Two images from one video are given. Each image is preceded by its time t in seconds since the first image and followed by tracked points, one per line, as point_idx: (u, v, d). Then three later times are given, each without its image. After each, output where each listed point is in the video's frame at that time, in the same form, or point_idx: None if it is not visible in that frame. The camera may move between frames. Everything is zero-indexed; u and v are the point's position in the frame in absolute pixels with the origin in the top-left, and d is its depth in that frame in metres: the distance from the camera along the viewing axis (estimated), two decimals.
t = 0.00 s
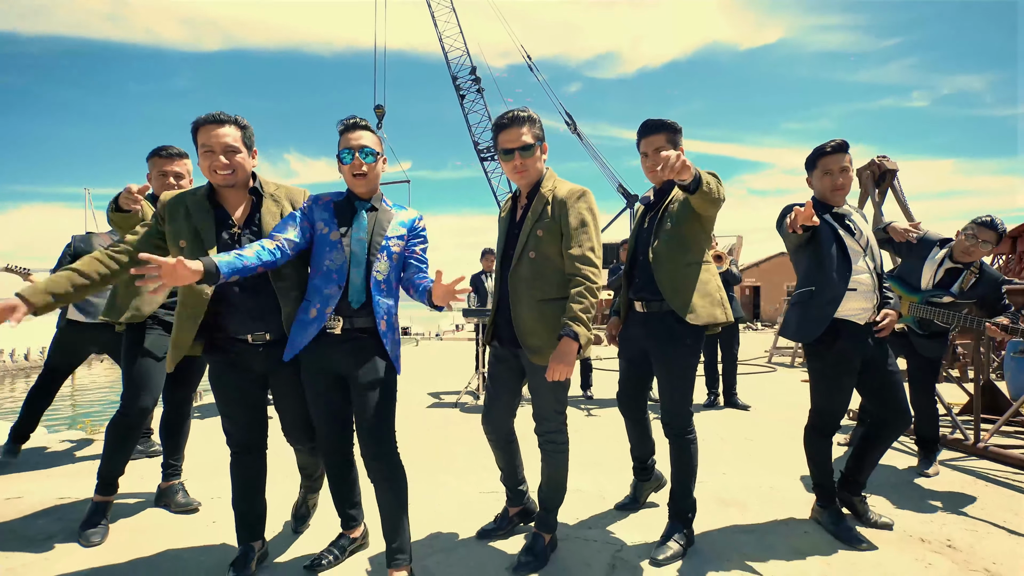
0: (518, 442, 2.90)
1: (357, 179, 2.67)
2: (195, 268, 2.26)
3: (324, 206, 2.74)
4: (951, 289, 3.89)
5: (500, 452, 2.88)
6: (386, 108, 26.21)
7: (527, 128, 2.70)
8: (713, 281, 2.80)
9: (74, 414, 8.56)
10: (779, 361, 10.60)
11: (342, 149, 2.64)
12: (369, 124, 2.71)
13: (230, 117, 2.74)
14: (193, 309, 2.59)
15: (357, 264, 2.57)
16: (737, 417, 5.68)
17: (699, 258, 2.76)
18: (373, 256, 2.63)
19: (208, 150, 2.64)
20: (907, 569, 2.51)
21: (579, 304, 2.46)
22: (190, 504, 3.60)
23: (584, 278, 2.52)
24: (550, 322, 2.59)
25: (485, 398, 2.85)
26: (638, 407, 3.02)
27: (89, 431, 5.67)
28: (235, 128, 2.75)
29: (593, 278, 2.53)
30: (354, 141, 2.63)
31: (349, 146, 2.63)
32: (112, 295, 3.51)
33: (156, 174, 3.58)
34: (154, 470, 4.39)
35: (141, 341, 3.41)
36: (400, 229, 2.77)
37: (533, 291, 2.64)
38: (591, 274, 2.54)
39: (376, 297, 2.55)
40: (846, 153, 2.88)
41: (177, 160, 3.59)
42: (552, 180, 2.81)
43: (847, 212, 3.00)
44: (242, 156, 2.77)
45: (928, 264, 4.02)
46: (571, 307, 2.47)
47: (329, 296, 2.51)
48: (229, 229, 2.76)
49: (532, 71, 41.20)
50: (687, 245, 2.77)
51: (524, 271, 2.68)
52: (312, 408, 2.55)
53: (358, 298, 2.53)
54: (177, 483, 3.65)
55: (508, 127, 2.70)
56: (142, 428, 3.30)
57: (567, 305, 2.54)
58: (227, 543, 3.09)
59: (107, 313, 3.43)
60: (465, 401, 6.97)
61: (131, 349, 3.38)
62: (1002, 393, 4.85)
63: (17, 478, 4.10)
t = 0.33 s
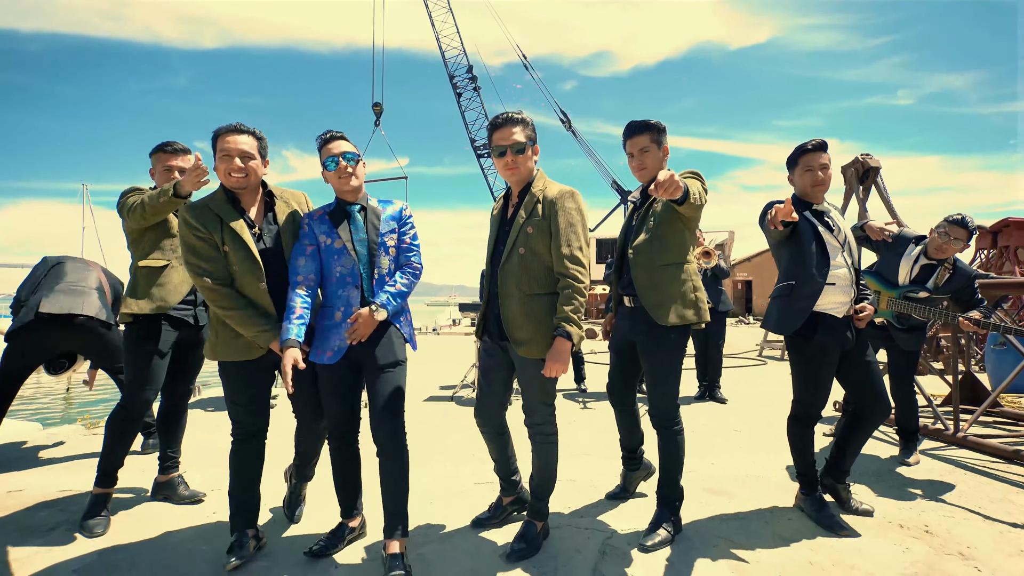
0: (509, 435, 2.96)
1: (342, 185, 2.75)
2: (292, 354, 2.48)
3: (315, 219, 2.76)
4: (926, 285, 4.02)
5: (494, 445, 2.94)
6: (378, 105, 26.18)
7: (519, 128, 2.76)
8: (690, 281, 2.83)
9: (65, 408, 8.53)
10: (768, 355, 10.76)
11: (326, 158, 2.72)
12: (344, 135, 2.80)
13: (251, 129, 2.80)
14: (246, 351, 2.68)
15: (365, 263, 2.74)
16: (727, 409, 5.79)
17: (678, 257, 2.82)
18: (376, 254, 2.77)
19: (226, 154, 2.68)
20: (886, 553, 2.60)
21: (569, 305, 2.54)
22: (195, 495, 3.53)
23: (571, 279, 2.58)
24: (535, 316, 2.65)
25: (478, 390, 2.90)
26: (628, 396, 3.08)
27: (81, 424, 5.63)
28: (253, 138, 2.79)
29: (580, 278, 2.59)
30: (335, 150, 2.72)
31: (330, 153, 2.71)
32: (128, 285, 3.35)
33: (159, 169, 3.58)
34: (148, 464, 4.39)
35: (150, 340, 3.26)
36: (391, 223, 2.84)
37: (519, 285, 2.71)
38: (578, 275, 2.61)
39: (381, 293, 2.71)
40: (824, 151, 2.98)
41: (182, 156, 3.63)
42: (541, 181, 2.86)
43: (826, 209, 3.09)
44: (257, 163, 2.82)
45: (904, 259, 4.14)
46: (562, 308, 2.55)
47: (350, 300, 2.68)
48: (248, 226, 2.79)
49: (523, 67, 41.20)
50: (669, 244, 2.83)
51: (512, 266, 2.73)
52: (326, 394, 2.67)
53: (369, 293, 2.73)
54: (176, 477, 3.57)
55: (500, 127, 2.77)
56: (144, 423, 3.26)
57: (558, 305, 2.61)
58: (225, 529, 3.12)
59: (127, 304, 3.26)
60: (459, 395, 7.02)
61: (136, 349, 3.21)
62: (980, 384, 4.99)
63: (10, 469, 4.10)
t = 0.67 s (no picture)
0: (502, 427, 3.06)
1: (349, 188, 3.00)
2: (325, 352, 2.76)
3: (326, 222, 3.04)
4: (906, 283, 4.16)
5: (487, 437, 3.05)
6: (372, 104, 26.23)
7: (512, 133, 2.87)
8: (680, 278, 2.95)
9: (63, 404, 8.59)
10: (757, 351, 10.93)
11: (332, 165, 2.97)
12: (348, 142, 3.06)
13: (281, 150, 3.05)
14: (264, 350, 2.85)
15: (369, 259, 2.97)
16: (717, 404, 5.93)
17: (664, 258, 2.93)
18: (379, 250, 3.01)
19: (261, 173, 2.93)
20: (862, 536, 2.73)
21: (561, 301, 2.65)
22: (205, 483, 3.59)
23: (563, 277, 2.69)
24: (529, 312, 2.76)
25: (470, 384, 3.00)
26: (616, 389, 3.19)
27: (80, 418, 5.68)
28: (283, 158, 3.04)
29: (571, 276, 2.71)
30: (340, 156, 2.94)
31: (337, 160, 2.96)
32: (137, 293, 3.36)
33: (171, 175, 3.66)
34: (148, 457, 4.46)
35: (163, 337, 3.34)
36: (391, 221, 3.11)
37: (513, 283, 2.81)
38: (570, 273, 2.72)
39: (386, 286, 2.96)
40: (806, 151, 3.11)
41: (195, 161, 3.70)
42: (533, 186, 2.97)
43: (808, 209, 3.21)
44: (287, 180, 3.09)
45: (885, 258, 4.29)
46: (554, 304, 2.66)
47: (356, 294, 2.88)
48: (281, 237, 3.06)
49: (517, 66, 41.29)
50: (654, 244, 2.94)
51: (507, 265, 2.83)
52: (341, 374, 2.89)
53: (376, 287, 2.96)
54: (184, 467, 3.63)
55: (495, 131, 2.87)
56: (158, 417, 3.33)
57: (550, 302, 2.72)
58: (235, 511, 3.23)
59: (136, 311, 3.28)
60: (454, 391, 7.13)
61: (150, 343, 3.29)
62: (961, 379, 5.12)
63: (13, 460, 4.18)
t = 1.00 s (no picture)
0: (496, 421, 3.18)
1: (381, 198, 3.28)
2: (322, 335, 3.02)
3: (352, 225, 3.30)
4: (887, 281, 4.30)
5: (483, 430, 3.16)
6: (363, 104, 26.27)
7: (509, 137, 2.98)
8: (668, 278, 3.09)
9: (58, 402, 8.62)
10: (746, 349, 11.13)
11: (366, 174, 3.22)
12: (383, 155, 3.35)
13: (299, 159, 3.35)
14: (254, 341, 3.04)
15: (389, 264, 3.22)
16: (704, 400, 6.10)
17: (654, 258, 3.07)
18: (402, 258, 3.26)
19: (279, 180, 3.25)
20: (838, 520, 2.89)
21: (555, 294, 2.78)
22: (209, 476, 3.68)
23: (558, 274, 2.83)
24: (527, 308, 2.89)
25: (467, 380, 3.10)
26: (606, 386, 3.32)
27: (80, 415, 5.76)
28: (302, 168, 3.35)
29: (567, 273, 2.85)
30: (375, 167, 3.22)
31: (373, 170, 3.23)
32: (140, 296, 3.46)
33: (180, 178, 3.76)
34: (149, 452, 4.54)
35: (178, 331, 3.44)
36: (416, 230, 3.35)
37: (511, 281, 2.93)
38: (564, 270, 2.86)
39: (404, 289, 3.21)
40: (788, 156, 3.26)
41: (201, 165, 3.78)
42: (528, 190, 3.09)
43: (790, 212, 3.37)
44: (303, 187, 3.38)
45: (867, 258, 4.43)
46: (548, 296, 2.78)
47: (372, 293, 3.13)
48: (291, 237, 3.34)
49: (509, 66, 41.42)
50: (645, 244, 3.08)
51: (504, 264, 2.95)
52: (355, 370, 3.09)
53: (390, 288, 3.21)
54: (188, 460, 3.73)
55: (493, 135, 2.98)
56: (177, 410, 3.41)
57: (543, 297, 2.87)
58: (238, 501, 3.32)
59: (137, 313, 3.40)
60: (448, 388, 7.25)
61: (163, 337, 3.39)
62: (938, 375, 5.30)
63: (16, 456, 4.26)
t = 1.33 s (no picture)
0: (491, 415, 3.28)
1: (408, 205, 3.75)
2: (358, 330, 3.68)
3: (382, 228, 3.82)
4: (864, 281, 4.48)
5: (478, 423, 3.28)
6: (354, 103, 26.26)
7: (506, 142, 3.11)
8: (657, 278, 3.24)
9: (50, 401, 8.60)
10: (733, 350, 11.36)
11: (402, 184, 3.68)
12: (422, 167, 3.75)
13: (304, 160, 3.45)
14: (259, 333, 3.20)
15: (410, 268, 3.68)
16: (692, 398, 6.29)
17: (645, 259, 3.21)
18: (419, 263, 3.73)
19: (282, 181, 3.36)
20: (814, 508, 3.06)
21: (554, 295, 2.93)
22: (210, 470, 3.78)
23: (555, 274, 2.97)
24: (524, 306, 3.01)
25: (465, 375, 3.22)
26: (597, 381, 3.45)
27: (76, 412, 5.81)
28: (306, 170, 3.46)
29: (563, 274, 2.99)
30: (410, 179, 3.67)
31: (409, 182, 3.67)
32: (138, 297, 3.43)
33: (179, 175, 3.78)
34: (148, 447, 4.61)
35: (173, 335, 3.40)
36: (435, 240, 3.82)
37: (508, 280, 3.06)
38: (560, 272, 3.00)
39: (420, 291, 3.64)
40: (769, 164, 3.43)
41: (201, 162, 3.82)
42: (524, 193, 3.22)
43: (770, 217, 3.55)
44: (307, 188, 3.49)
45: (846, 260, 4.62)
46: (549, 299, 2.94)
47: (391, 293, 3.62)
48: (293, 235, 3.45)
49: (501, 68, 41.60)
50: (636, 245, 3.22)
51: (502, 262, 3.08)
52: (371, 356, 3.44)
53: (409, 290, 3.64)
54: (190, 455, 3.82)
55: (491, 141, 3.12)
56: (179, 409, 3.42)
57: (544, 298, 3.00)
58: (239, 493, 3.41)
59: (137, 315, 3.39)
60: (442, 386, 7.36)
61: (161, 339, 3.36)
62: (912, 373, 5.52)
63: (16, 451, 4.32)
